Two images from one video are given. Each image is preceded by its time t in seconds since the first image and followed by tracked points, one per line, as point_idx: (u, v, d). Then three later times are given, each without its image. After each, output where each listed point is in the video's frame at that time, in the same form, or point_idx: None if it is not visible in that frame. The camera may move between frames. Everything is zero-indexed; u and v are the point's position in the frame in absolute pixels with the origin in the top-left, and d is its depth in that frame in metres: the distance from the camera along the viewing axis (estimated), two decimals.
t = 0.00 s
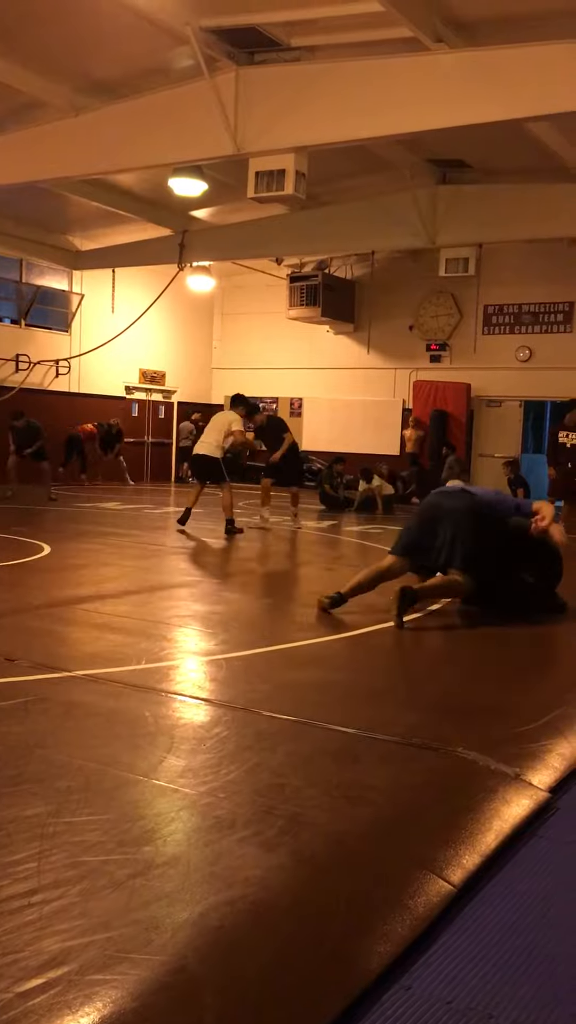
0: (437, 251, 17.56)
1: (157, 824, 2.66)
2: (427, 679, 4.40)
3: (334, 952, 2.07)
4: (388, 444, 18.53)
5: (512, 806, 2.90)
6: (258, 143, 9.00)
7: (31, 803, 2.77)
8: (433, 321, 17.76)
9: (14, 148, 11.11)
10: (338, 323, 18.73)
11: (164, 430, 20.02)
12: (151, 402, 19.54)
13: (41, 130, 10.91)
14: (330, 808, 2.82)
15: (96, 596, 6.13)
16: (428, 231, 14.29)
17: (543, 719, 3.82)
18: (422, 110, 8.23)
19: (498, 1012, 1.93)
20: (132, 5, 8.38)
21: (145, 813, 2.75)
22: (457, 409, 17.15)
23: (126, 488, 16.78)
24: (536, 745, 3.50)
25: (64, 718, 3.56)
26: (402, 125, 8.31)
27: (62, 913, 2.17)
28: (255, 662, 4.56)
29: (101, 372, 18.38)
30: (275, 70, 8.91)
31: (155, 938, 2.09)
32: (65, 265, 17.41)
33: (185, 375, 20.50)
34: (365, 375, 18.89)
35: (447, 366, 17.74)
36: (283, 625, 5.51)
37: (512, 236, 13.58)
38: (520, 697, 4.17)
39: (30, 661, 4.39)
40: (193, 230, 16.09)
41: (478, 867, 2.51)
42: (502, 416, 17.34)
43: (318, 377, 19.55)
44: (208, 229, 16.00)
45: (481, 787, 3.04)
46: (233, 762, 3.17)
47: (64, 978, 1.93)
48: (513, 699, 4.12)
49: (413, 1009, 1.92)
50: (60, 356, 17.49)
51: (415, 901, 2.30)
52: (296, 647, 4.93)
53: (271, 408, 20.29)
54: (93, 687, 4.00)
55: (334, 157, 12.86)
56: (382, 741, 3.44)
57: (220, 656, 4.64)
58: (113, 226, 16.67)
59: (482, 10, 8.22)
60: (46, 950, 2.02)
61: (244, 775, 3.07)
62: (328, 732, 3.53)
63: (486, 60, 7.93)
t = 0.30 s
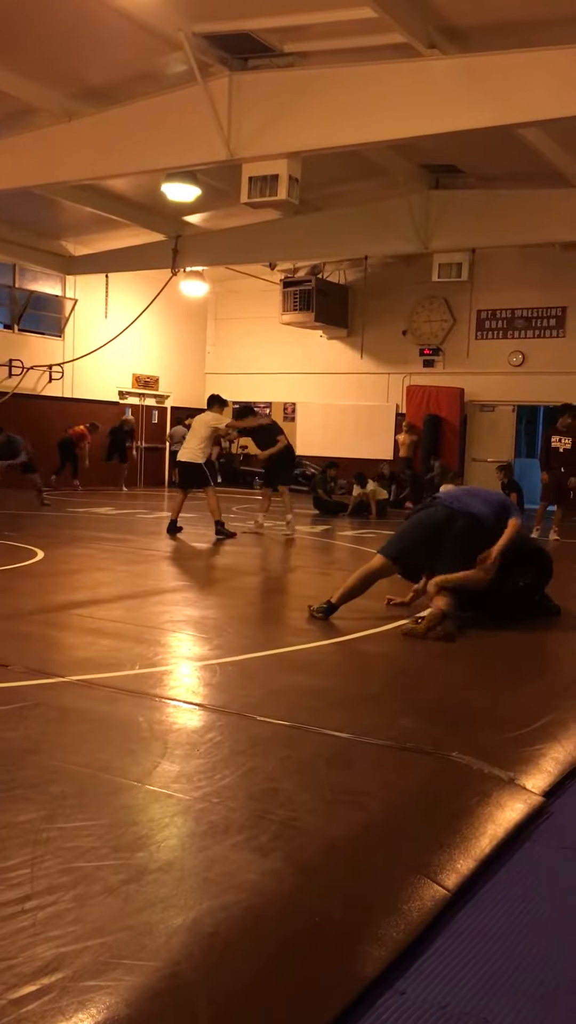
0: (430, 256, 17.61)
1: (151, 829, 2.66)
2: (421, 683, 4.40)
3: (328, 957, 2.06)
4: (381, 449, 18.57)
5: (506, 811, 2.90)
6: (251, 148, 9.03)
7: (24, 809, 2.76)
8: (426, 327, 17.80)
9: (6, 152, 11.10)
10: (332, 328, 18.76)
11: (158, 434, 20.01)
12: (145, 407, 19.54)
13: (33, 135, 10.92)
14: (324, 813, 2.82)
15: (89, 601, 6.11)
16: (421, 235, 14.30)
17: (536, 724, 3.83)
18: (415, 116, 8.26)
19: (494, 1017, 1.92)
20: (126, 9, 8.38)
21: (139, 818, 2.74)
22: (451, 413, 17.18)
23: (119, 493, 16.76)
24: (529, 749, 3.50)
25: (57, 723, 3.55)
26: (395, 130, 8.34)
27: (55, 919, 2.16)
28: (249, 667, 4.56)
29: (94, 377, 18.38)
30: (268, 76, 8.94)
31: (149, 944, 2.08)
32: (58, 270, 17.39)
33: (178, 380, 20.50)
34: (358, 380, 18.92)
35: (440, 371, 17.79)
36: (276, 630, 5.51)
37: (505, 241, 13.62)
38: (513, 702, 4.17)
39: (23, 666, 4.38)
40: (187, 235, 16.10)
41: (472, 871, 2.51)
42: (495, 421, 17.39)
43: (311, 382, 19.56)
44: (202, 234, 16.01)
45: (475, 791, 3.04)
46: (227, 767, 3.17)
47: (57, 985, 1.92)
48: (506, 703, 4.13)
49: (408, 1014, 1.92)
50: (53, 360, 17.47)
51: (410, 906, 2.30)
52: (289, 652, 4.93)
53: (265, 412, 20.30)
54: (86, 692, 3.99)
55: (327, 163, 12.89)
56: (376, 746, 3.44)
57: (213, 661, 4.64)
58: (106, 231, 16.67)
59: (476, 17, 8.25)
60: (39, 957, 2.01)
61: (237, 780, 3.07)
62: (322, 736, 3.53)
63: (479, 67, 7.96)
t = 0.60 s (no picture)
0: (414, 262, 17.66)
1: (140, 843, 2.64)
2: (410, 690, 4.40)
3: (321, 969, 2.05)
4: (367, 455, 18.61)
5: (497, 817, 2.90)
6: (235, 157, 9.05)
7: (12, 825, 2.73)
8: (411, 333, 17.86)
9: None
10: (317, 336, 18.79)
11: (144, 443, 19.99)
12: (131, 416, 19.50)
13: (16, 145, 10.89)
14: (314, 823, 2.81)
15: (77, 613, 6.07)
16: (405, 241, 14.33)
17: (526, 730, 3.82)
18: (398, 122, 8.28)
19: None
20: (108, 19, 8.36)
21: (128, 831, 2.72)
22: (437, 420, 17.23)
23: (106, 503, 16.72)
24: (519, 755, 3.50)
25: (45, 737, 3.53)
26: (377, 138, 8.36)
27: (44, 936, 2.14)
28: (238, 677, 4.54)
29: (80, 386, 18.34)
30: (250, 85, 8.96)
31: (138, 960, 2.06)
32: (42, 280, 17.35)
33: (164, 389, 20.49)
34: (344, 386, 18.94)
35: (425, 377, 17.84)
36: (265, 639, 5.49)
37: (488, 247, 13.67)
38: (502, 708, 4.17)
39: (11, 679, 4.34)
40: (171, 245, 16.11)
41: (464, 879, 2.50)
42: (480, 426, 17.44)
43: (297, 389, 19.57)
44: (186, 243, 16.01)
45: (464, 798, 3.03)
46: (217, 778, 3.15)
47: (46, 1004, 1.89)
48: (496, 710, 4.12)
49: None
50: (38, 370, 17.43)
51: (402, 916, 2.28)
52: (278, 661, 4.91)
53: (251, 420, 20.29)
54: (75, 705, 3.96)
55: (310, 171, 12.93)
56: (366, 754, 3.43)
57: (203, 671, 4.61)
58: (89, 240, 16.65)
59: (457, 25, 8.29)
60: (28, 975, 1.99)
61: (227, 791, 3.05)
62: (312, 746, 3.52)
63: (460, 74, 7.99)
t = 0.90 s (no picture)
0: (380, 275, 17.81)
1: (113, 866, 2.63)
2: (382, 703, 4.42)
3: (295, 991, 2.05)
4: (338, 467, 18.69)
5: (468, 830, 2.92)
6: (200, 173, 9.09)
7: None
8: (379, 344, 17.99)
9: None
10: (285, 349, 18.87)
11: (113, 457, 19.90)
12: (100, 430, 19.41)
13: None
14: (287, 841, 2.81)
15: (49, 632, 6.03)
16: (370, 254, 14.46)
17: (497, 740, 3.85)
18: (361, 137, 8.36)
19: None
20: (70, 37, 8.36)
21: (101, 855, 2.70)
22: (406, 430, 17.35)
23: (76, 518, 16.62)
24: (491, 766, 3.52)
25: (16, 760, 3.50)
26: (341, 153, 8.44)
27: (15, 966, 2.12)
28: (211, 693, 4.54)
29: (48, 402, 18.24)
30: (214, 101, 9.01)
31: (110, 987, 2.05)
32: (9, 297, 17.26)
33: (134, 403, 20.43)
34: (313, 398, 19.01)
35: (394, 388, 17.95)
36: (238, 654, 5.49)
37: (453, 259, 13.81)
38: (473, 718, 4.20)
39: None
40: (138, 259, 16.10)
41: (437, 895, 2.52)
42: (449, 436, 17.57)
43: (266, 402, 19.63)
44: (153, 257, 16.00)
45: (436, 811, 3.05)
46: (190, 798, 3.14)
47: None
48: (467, 721, 4.15)
49: None
50: (6, 386, 17.33)
51: (376, 933, 2.29)
52: (250, 676, 4.92)
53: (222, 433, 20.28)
54: (46, 727, 3.93)
55: (275, 185, 13.01)
56: (339, 769, 3.44)
57: (176, 689, 4.60)
58: (56, 256, 16.59)
59: (417, 43, 8.39)
60: None
61: (200, 810, 3.05)
62: (285, 762, 3.52)
63: (421, 91, 8.10)
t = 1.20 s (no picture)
0: (337, 280, 17.88)
1: (73, 880, 2.58)
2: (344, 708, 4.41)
3: (260, 1000, 2.03)
4: (298, 472, 18.71)
5: (431, 833, 2.91)
6: (154, 178, 9.05)
7: None
8: (337, 349, 18.04)
9: None
10: (243, 355, 18.85)
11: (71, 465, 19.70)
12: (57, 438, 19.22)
13: None
14: (250, 849, 2.79)
15: (6, 643, 5.93)
16: (327, 259, 14.51)
17: (458, 742, 3.87)
18: (315, 143, 8.39)
19: None
20: (21, 41, 8.25)
21: (61, 869, 2.65)
22: (365, 434, 17.42)
23: (33, 527, 16.41)
24: (452, 768, 3.53)
25: None
26: (296, 159, 8.45)
27: None
28: (172, 702, 4.49)
29: (4, 409, 18.02)
30: (168, 107, 8.97)
31: (71, 1004, 2.01)
32: None
33: (91, 410, 20.26)
34: (272, 404, 19.00)
35: (352, 393, 18.02)
36: (200, 661, 5.45)
37: (409, 264, 13.90)
38: (435, 721, 4.21)
39: None
40: (93, 265, 15.96)
41: (400, 899, 2.51)
42: (407, 440, 17.65)
43: (224, 407, 19.57)
44: (109, 263, 15.87)
45: (398, 815, 3.04)
46: (151, 809, 3.11)
47: None
48: (428, 724, 4.16)
49: None
50: None
51: (340, 939, 2.28)
52: (212, 684, 4.88)
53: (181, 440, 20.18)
54: (4, 740, 3.86)
55: (230, 191, 13.00)
56: (302, 776, 3.42)
57: (137, 698, 4.55)
58: (9, 262, 16.40)
59: (371, 51, 8.44)
60: None
61: (162, 820, 3.01)
62: (247, 770, 3.50)
63: (374, 97, 8.15)
